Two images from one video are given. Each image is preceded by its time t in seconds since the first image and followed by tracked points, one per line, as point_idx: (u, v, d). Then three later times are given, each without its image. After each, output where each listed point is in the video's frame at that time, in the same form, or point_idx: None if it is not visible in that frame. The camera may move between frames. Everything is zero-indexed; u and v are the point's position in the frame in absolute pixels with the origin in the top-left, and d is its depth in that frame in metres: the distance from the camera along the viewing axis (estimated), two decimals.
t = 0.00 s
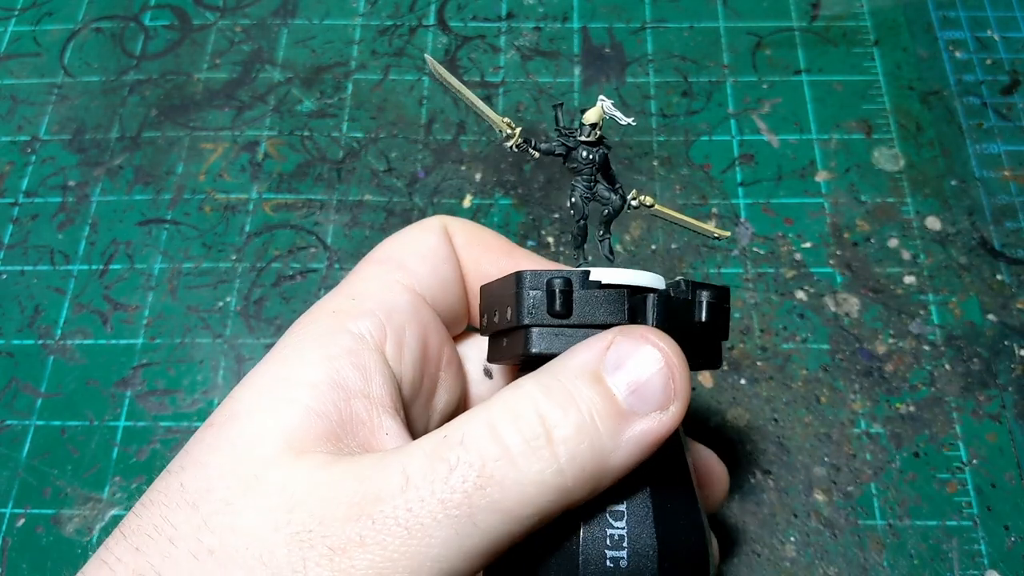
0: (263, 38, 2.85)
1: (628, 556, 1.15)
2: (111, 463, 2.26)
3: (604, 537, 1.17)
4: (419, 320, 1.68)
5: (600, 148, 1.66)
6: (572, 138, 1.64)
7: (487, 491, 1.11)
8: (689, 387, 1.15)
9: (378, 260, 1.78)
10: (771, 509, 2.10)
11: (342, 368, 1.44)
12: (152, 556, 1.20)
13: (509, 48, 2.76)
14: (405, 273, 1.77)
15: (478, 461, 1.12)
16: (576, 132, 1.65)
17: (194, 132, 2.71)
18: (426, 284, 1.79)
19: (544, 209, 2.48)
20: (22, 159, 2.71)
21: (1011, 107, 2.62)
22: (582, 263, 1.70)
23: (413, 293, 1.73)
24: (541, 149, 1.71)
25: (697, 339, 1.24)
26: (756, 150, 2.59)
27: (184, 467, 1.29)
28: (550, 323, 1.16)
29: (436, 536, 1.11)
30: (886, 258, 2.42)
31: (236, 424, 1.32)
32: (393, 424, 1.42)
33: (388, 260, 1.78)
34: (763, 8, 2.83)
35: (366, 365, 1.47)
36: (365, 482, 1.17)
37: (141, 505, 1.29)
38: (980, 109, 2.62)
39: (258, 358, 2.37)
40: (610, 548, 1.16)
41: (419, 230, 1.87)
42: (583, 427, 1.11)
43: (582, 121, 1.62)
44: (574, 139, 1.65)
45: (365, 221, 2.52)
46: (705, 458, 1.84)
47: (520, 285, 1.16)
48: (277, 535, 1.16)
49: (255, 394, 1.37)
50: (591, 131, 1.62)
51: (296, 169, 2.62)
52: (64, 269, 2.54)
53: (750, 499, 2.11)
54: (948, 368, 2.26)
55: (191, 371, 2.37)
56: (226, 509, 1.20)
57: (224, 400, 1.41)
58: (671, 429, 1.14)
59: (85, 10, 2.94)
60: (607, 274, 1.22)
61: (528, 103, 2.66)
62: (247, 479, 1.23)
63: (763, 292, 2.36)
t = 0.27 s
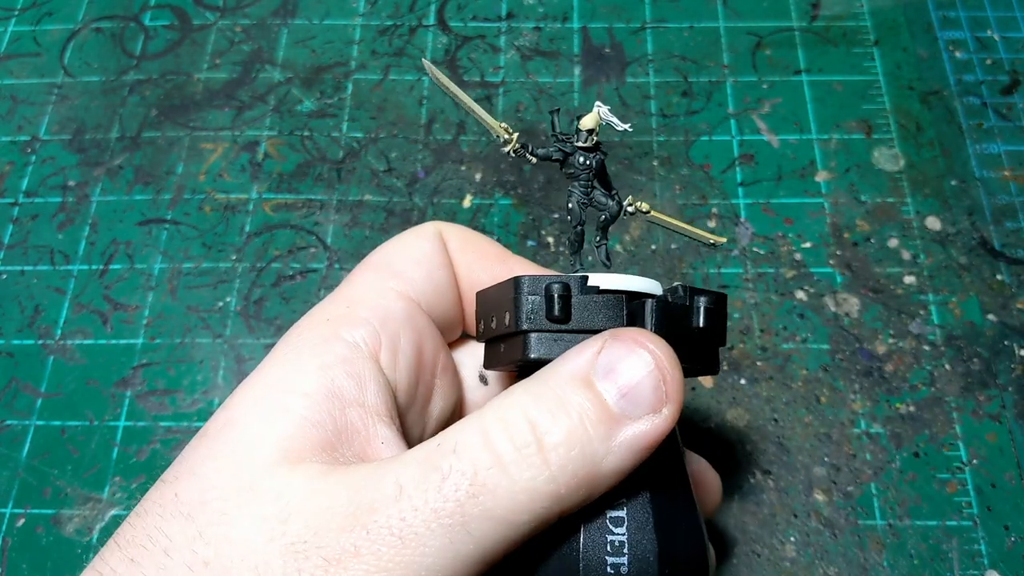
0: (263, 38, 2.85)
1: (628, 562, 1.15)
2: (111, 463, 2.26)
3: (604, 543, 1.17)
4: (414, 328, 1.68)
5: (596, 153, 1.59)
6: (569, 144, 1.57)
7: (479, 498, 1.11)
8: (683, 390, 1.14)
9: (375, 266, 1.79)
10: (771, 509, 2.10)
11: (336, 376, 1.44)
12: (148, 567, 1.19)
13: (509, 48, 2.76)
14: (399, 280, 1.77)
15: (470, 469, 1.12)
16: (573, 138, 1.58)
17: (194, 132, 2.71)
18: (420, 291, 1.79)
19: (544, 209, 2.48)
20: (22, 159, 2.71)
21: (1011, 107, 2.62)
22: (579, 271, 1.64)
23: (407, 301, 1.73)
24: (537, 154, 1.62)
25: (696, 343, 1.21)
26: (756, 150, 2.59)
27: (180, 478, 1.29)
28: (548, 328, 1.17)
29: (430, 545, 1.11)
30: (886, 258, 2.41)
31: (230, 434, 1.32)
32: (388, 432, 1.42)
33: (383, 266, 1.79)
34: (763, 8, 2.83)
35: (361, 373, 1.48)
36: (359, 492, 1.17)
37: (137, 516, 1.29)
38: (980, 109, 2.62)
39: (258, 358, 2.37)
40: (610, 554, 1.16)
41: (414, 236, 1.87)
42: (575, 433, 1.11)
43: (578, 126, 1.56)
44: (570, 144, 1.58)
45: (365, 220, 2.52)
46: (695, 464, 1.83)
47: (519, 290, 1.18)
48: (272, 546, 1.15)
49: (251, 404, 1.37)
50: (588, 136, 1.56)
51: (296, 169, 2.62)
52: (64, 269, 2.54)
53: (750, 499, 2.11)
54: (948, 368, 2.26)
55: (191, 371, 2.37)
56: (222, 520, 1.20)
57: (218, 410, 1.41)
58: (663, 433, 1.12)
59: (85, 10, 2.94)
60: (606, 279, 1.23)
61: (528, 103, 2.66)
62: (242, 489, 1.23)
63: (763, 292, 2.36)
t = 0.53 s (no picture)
0: (263, 38, 2.85)
1: (609, 567, 1.12)
2: (111, 463, 2.26)
3: (585, 548, 1.14)
4: (401, 332, 1.69)
5: (579, 154, 1.65)
6: (551, 146, 1.64)
7: (451, 499, 1.10)
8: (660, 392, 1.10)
9: (365, 268, 1.80)
10: (771, 509, 2.10)
11: (319, 379, 1.45)
12: (125, 566, 1.19)
13: (509, 48, 2.76)
14: (389, 282, 1.77)
15: (443, 470, 1.11)
16: (556, 139, 1.64)
17: (194, 132, 2.71)
18: (410, 292, 1.79)
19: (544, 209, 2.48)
20: (22, 159, 2.71)
21: (1011, 107, 2.62)
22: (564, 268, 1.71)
23: (396, 303, 1.73)
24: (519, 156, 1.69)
25: (682, 345, 1.18)
26: (756, 150, 2.59)
27: (161, 477, 1.30)
28: (528, 332, 1.14)
29: (401, 545, 1.11)
30: (886, 258, 2.42)
31: (211, 435, 1.33)
32: (369, 435, 1.43)
33: (373, 268, 1.79)
34: (763, 8, 2.83)
35: (343, 376, 1.48)
36: (334, 491, 1.17)
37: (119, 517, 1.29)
38: (980, 109, 2.62)
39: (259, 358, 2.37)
40: (591, 558, 1.13)
41: (407, 237, 1.87)
42: (549, 434, 1.09)
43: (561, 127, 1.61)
44: (553, 146, 1.65)
45: (365, 220, 2.52)
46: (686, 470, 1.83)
47: (498, 294, 1.15)
48: (246, 545, 1.16)
49: (232, 405, 1.38)
50: (570, 138, 1.61)
51: (296, 169, 2.62)
52: (64, 269, 2.54)
53: (749, 499, 2.11)
54: (948, 368, 2.26)
55: (191, 371, 2.37)
56: (198, 519, 1.20)
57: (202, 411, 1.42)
58: (640, 436, 1.09)
59: (85, 10, 2.94)
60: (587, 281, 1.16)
61: (528, 103, 2.66)
62: (220, 489, 1.23)
63: (763, 292, 2.36)
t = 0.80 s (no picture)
0: (263, 38, 2.85)
1: (594, 561, 1.15)
2: (111, 463, 2.26)
3: (571, 542, 1.17)
4: (392, 330, 1.71)
5: (568, 142, 1.46)
6: (536, 136, 1.46)
7: (433, 495, 1.09)
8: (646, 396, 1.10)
9: (360, 265, 1.81)
10: (771, 509, 2.10)
11: (307, 378, 1.46)
12: (114, 560, 1.20)
13: (509, 48, 2.76)
14: (383, 280, 1.79)
15: (425, 466, 1.10)
16: (542, 128, 1.46)
17: (194, 132, 2.71)
18: (404, 291, 1.82)
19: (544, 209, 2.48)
20: (22, 159, 2.71)
21: (1011, 107, 2.62)
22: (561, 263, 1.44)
23: (389, 301, 1.75)
24: (504, 151, 1.52)
25: (674, 337, 1.18)
26: (756, 150, 2.59)
27: (151, 475, 1.31)
28: (516, 330, 1.17)
29: (381, 539, 1.09)
30: (886, 258, 2.41)
31: (199, 431, 1.33)
32: (356, 432, 1.42)
33: (368, 266, 1.81)
34: (763, 8, 2.83)
35: (331, 375, 1.49)
36: (316, 484, 1.15)
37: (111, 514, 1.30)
38: (980, 109, 2.62)
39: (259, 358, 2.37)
40: (576, 553, 1.16)
41: (405, 232, 1.88)
42: (534, 434, 1.08)
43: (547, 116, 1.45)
44: (539, 135, 1.46)
45: (365, 221, 2.52)
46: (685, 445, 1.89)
47: (485, 295, 1.18)
48: (227, 539, 1.15)
49: (221, 403, 1.39)
50: (557, 126, 1.44)
51: (296, 169, 2.62)
52: (64, 269, 2.54)
53: (749, 499, 2.11)
54: (948, 368, 2.26)
55: (191, 371, 2.37)
56: (182, 513, 1.20)
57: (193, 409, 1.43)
58: (625, 439, 1.09)
59: (85, 10, 2.94)
60: (574, 275, 1.18)
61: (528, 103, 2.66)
62: (205, 483, 1.23)
63: (763, 292, 2.36)
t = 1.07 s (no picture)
0: (263, 38, 2.85)
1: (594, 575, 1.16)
2: (111, 463, 2.26)
3: (571, 556, 1.18)
4: (396, 332, 1.70)
5: (579, 148, 1.45)
6: (547, 142, 1.44)
7: (429, 505, 1.09)
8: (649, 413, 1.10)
9: (366, 265, 1.82)
10: (771, 509, 2.10)
11: (308, 381, 1.45)
12: (110, 557, 1.21)
13: (509, 48, 2.76)
14: (388, 280, 1.80)
15: (423, 475, 1.10)
16: (552, 135, 1.45)
17: (194, 132, 2.71)
18: (410, 291, 1.82)
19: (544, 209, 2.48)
20: (22, 159, 2.71)
21: (1011, 107, 2.62)
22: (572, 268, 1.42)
23: (393, 302, 1.75)
24: (511, 156, 1.49)
25: (683, 350, 1.17)
26: (756, 150, 2.59)
27: (151, 472, 1.31)
28: (521, 341, 1.17)
29: (376, 547, 1.09)
30: (886, 258, 2.42)
31: (200, 431, 1.34)
32: (357, 437, 1.41)
33: (374, 267, 1.82)
34: (763, 8, 2.83)
35: (333, 379, 1.48)
36: (314, 490, 1.16)
37: (111, 512, 1.31)
38: (980, 109, 2.62)
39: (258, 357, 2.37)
40: (576, 566, 1.17)
41: (411, 233, 1.89)
42: (533, 448, 1.08)
43: (557, 122, 1.43)
44: (550, 142, 1.45)
45: (365, 221, 2.52)
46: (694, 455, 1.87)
47: (491, 304, 1.18)
48: (223, 540, 1.15)
49: (223, 403, 1.39)
50: (567, 132, 1.43)
51: (296, 169, 2.62)
52: (64, 269, 2.54)
53: (749, 499, 2.12)
54: (948, 368, 2.26)
55: (191, 371, 2.37)
56: (179, 513, 1.21)
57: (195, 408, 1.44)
58: (627, 454, 1.08)
59: (85, 10, 2.94)
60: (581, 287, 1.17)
61: (528, 103, 2.66)
62: (203, 483, 1.24)
63: (763, 292, 2.36)
